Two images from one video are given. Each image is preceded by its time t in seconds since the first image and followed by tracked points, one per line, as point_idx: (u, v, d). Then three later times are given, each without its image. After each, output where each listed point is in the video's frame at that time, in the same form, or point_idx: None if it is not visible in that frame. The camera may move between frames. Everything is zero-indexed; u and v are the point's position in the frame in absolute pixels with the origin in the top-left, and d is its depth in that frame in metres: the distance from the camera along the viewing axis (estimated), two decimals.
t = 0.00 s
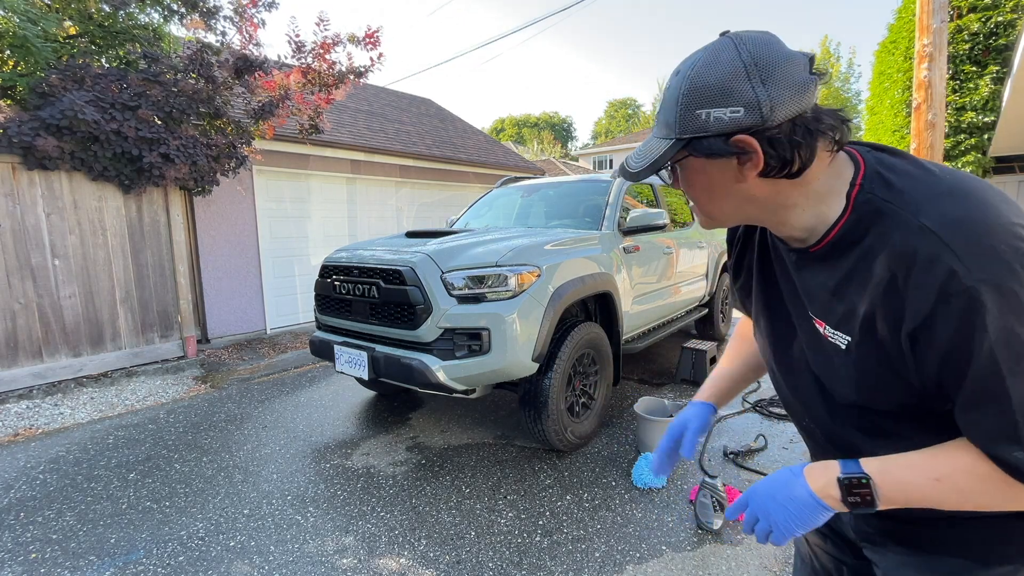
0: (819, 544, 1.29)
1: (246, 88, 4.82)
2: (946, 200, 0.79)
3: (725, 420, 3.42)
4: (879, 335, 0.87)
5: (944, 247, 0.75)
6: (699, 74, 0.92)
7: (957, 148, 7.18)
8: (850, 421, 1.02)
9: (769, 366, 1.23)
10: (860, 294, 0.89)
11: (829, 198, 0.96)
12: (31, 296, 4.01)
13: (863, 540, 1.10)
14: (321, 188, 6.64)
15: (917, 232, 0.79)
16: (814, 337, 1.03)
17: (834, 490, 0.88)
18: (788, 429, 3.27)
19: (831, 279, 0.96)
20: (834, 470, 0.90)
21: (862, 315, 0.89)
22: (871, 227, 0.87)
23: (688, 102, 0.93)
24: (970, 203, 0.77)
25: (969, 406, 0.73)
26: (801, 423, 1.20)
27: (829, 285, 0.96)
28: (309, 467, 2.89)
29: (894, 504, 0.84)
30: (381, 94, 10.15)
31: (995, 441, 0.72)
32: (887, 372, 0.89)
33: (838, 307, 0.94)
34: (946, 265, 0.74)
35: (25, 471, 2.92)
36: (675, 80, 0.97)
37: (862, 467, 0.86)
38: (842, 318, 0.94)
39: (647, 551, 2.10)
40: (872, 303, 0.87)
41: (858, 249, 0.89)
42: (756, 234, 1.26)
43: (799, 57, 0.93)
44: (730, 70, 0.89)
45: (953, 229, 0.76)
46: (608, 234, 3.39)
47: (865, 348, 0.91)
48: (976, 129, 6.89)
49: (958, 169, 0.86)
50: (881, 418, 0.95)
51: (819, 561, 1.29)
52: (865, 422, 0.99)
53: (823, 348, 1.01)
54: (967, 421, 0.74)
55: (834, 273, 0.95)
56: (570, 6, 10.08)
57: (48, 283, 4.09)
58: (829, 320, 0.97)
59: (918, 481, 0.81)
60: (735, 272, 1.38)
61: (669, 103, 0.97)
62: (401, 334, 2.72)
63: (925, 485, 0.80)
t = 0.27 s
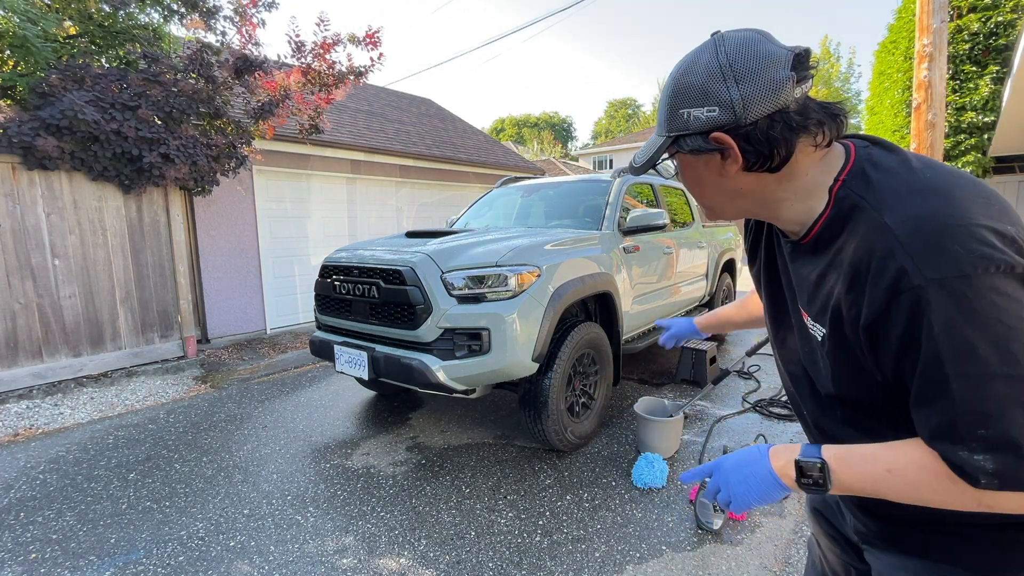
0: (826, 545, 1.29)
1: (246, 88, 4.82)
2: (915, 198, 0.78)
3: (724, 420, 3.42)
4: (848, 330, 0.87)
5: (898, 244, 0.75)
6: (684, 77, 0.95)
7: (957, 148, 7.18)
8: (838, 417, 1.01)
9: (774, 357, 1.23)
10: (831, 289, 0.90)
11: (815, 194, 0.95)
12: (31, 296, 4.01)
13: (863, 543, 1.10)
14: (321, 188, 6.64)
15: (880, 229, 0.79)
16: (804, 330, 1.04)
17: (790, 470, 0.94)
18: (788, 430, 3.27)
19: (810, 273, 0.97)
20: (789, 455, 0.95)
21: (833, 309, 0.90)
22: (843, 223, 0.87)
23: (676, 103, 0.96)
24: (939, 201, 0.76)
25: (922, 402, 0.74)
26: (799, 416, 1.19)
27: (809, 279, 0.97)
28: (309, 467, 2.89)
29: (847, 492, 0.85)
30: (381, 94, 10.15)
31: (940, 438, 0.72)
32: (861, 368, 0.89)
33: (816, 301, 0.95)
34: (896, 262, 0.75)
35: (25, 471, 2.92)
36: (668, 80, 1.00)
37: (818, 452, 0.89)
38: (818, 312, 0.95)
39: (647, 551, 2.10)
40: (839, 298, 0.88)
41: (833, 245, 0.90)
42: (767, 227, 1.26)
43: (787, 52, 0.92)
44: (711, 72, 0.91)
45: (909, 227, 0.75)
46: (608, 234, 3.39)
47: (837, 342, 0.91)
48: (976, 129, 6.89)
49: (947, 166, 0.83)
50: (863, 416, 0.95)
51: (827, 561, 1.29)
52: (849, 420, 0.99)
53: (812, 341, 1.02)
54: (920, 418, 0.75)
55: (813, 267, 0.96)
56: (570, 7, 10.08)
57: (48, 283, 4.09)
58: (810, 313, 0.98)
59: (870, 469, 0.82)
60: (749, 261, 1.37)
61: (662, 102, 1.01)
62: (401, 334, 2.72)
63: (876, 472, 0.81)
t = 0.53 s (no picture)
0: (825, 545, 1.29)
1: (246, 88, 4.82)
2: (907, 198, 0.78)
3: (724, 420, 3.42)
4: (841, 332, 0.88)
5: (889, 248, 0.76)
6: (704, 53, 0.92)
7: (957, 148, 7.18)
8: (833, 419, 1.01)
9: (770, 361, 1.23)
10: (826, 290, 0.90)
11: (814, 191, 0.95)
12: (31, 296, 4.01)
13: (863, 544, 1.09)
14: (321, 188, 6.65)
15: (871, 231, 0.80)
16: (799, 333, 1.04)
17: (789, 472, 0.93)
18: (788, 430, 3.27)
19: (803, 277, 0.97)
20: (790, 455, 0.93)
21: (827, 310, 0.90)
22: (836, 223, 0.88)
23: (696, 80, 0.92)
24: (931, 201, 0.76)
25: (917, 402, 0.73)
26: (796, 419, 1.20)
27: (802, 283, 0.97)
28: (309, 467, 2.89)
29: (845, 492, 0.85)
30: (381, 94, 10.15)
31: (936, 438, 0.72)
32: (855, 368, 0.89)
33: (811, 304, 0.95)
34: (890, 261, 0.75)
35: (25, 471, 2.92)
36: (676, 66, 0.97)
37: (817, 453, 0.89)
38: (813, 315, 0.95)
39: (648, 551, 2.10)
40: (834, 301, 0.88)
41: (825, 249, 0.90)
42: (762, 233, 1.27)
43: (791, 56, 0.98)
44: (739, 48, 0.91)
45: (902, 228, 0.76)
46: (608, 234, 3.39)
47: (830, 345, 0.91)
48: (976, 129, 6.90)
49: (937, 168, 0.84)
50: (857, 417, 0.95)
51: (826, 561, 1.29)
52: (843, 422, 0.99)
53: (806, 344, 1.02)
54: (915, 417, 0.74)
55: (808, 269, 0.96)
56: (570, 7, 10.08)
57: (48, 282, 4.09)
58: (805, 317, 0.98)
59: (869, 469, 0.81)
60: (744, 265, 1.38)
61: (675, 84, 0.96)
62: (401, 334, 2.73)
63: (873, 472, 0.81)
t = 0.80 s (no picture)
0: (823, 545, 1.29)
1: (246, 88, 4.82)
2: (933, 187, 0.79)
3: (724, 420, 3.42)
4: (868, 328, 0.87)
5: (930, 234, 0.75)
6: (742, 28, 0.95)
7: (957, 148, 7.18)
8: (843, 416, 1.02)
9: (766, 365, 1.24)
10: (851, 289, 0.89)
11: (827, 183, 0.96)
12: (31, 296, 4.01)
13: (863, 543, 1.10)
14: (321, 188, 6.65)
15: (905, 220, 0.80)
16: (804, 337, 1.04)
17: (818, 475, 0.89)
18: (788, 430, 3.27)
19: (817, 279, 0.97)
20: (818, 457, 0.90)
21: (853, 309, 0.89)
22: (861, 219, 0.87)
23: (744, 45, 0.93)
24: (957, 188, 0.78)
25: (959, 392, 0.73)
26: (800, 423, 1.20)
27: (816, 285, 0.97)
28: (309, 467, 2.89)
29: (877, 489, 0.84)
30: (381, 94, 10.14)
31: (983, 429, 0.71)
32: (876, 362, 0.89)
33: (826, 305, 0.95)
34: (932, 251, 0.74)
35: (25, 471, 2.92)
36: (710, 39, 0.96)
37: (848, 452, 0.86)
38: (828, 315, 0.95)
39: (648, 551, 2.10)
40: (861, 297, 0.87)
41: (846, 245, 0.90)
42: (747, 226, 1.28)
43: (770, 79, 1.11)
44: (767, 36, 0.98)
45: (940, 214, 0.76)
46: (608, 234, 3.39)
47: (853, 341, 0.91)
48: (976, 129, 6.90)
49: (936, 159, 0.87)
50: (871, 413, 0.96)
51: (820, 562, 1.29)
52: (855, 420, 1.00)
53: (811, 347, 1.03)
54: (957, 407, 0.74)
55: (824, 270, 0.95)
56: (570, 7, 10.07)
57: (48, 282, 4.09)
58: (819, 319, 0.98)
59: (903, 465, 0.80)
60: (727, 275, 1.40)
61: (720, 51, 0.94)
62: (401, 334, 2.72)
63: (909, 470, 0.79)
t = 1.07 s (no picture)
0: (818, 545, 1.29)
1: (246, 88, 4.82)
2: (988, 177, 0.83)
3: (724, 420, 3.42)
4: (915, 319, 0.88)
5: (1002, 217, 0.77)
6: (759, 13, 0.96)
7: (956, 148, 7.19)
8: (864, 411, 1.04)
9: (771, 366, 1.24)
10: (902, 278, 0.89)
11: (854, 174, 0.98)
12: (31, 296, 4.01)
13: (861, 543, 1.10)
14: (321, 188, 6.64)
15: (970, 204, 0.81)
16: (832, 331, 1.04)
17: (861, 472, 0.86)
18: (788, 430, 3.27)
19: (855, 269, 0.96)
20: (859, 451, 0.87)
21: (902, 299, 0.89)
22: (916, 206, 0.88)
23: (764, 28, 0.93)
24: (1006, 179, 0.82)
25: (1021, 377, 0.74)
26: (800, 422, 1.21)
27: (855, 275, 0.96)
28: (309, 467, 2.89)
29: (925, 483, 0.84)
30: (381, 94, 10.14)
31: None
32: (910, 355, 0.91)
33: (865, 296, 0.95)
34: (1006, 233, 0.75)
35: (25, 471, 2.92)
36: (727, 21, 0.96)
37: (895, 448, 0.84)
38: (870, 304, 0.95)
39: (648, 551, 2.10)
40: (914, 286, 0.87)
41: (894, 234, 0.91)
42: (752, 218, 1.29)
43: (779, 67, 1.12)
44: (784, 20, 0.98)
45: (1006, 198, 0.78)
46: (608, 234, 3.39)
47: (891, 334, 0.92)
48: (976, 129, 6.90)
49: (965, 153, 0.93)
50: (894, 408, 0.98)
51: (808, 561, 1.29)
52: (874, 414, 1.03)
53: (839, 341, 1.03)
54: (1014, 395, 0.75)
55: (865, 260, 0.95)
56: (570, 7, 10.07)
57: (48, 282, 4.09)
58: (855, 312, 0.98)
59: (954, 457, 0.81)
60: (724, 273, 1.40)
61: (740, 35, 0.93)
62: (401, 334, 2.72)
63: (961, 461, 0.80)
